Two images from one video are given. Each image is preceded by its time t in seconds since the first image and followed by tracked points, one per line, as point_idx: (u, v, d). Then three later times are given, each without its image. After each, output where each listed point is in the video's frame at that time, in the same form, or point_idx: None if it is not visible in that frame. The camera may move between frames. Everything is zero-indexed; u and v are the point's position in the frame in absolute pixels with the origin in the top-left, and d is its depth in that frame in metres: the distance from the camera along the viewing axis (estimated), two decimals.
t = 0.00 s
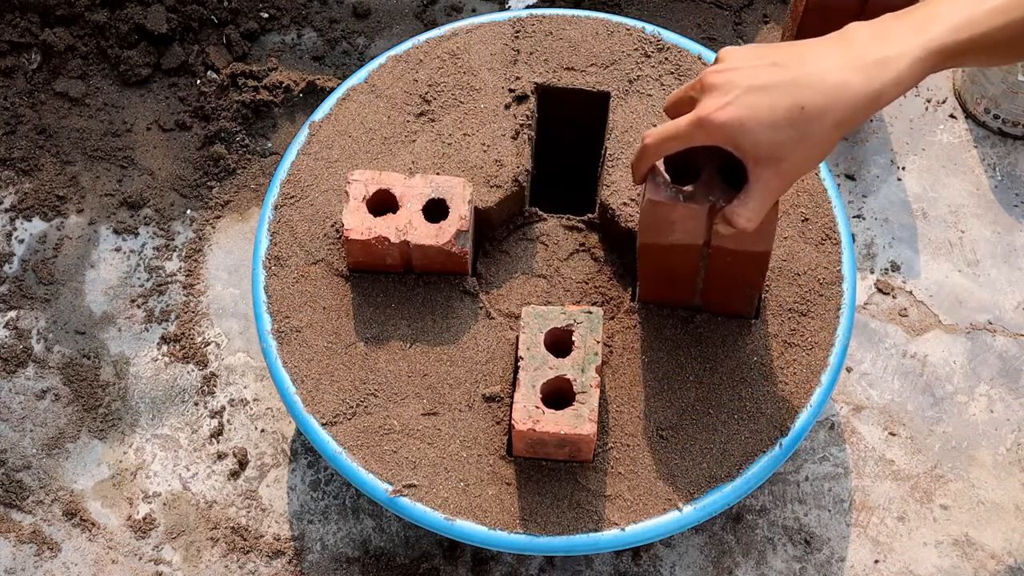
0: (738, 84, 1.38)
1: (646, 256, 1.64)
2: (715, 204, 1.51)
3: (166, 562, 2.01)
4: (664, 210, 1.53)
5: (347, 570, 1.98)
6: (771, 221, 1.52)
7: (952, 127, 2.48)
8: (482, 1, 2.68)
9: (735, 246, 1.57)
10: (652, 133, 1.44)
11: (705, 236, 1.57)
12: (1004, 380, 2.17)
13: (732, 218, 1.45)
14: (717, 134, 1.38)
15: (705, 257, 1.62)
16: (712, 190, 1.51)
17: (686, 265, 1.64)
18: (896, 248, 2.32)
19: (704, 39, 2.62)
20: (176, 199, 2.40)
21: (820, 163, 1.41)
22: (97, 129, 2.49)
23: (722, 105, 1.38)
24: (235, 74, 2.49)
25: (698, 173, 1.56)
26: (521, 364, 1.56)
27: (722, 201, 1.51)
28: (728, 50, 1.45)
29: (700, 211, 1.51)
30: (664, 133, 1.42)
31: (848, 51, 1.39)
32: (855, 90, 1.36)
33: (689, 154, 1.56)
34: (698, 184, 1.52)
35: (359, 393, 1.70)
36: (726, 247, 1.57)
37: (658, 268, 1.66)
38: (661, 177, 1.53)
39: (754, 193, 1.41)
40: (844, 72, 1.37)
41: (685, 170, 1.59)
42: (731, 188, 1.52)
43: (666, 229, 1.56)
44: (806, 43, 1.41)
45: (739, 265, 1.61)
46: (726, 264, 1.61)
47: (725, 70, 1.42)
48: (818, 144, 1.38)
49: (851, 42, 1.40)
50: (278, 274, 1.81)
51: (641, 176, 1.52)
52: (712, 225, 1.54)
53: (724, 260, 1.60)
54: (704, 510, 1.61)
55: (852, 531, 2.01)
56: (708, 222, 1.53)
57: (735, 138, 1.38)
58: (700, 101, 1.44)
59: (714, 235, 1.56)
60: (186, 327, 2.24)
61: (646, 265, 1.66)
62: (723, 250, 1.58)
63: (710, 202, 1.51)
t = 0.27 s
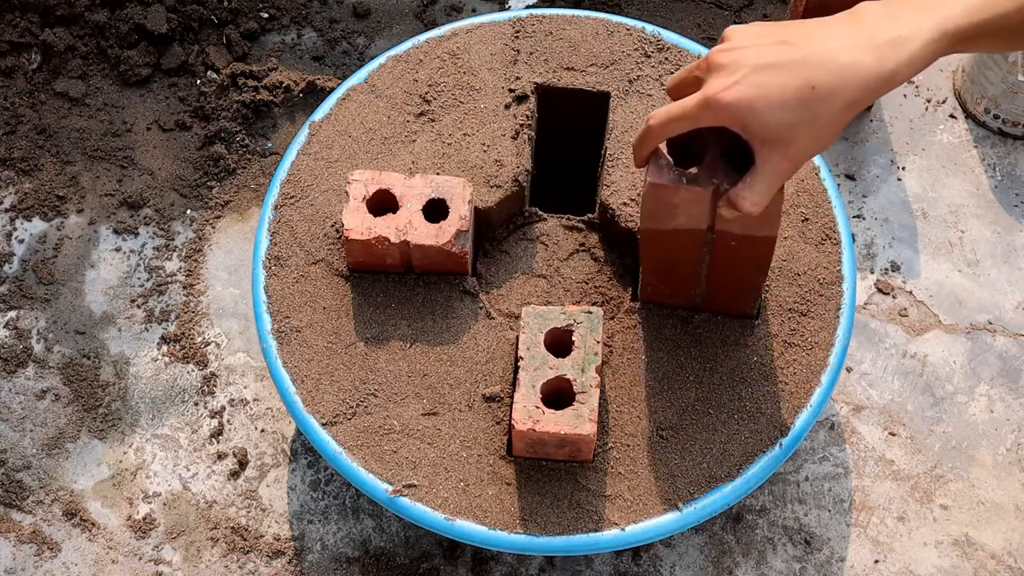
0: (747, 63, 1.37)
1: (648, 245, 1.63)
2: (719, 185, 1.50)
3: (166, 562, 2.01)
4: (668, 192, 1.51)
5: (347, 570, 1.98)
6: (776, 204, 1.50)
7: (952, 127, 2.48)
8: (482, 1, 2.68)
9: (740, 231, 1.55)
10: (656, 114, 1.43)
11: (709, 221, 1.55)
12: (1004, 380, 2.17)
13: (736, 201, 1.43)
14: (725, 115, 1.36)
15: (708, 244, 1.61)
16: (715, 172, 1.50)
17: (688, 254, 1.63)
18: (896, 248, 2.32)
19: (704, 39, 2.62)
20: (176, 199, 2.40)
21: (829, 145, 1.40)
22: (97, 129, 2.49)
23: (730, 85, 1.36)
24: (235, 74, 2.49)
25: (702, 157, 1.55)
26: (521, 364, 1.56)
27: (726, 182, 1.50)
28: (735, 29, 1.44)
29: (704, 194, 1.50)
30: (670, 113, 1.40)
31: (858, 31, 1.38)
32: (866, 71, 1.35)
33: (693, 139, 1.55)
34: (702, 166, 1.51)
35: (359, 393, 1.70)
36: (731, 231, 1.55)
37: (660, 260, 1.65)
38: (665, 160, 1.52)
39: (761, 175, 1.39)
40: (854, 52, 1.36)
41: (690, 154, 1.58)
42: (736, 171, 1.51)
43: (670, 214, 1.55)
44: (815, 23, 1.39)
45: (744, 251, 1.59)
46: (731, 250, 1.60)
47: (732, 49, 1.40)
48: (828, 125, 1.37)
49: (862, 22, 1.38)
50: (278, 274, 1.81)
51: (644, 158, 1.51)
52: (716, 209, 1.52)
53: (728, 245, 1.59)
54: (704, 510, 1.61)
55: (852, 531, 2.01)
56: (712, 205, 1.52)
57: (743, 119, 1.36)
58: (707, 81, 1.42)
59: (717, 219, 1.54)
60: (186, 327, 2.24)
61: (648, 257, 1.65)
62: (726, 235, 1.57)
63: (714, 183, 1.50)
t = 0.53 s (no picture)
0: (756, 75, 1.36)
1: (653, 249, 1.62)
2: (727, 196, 1.48)
3: (166, 562, 2.01)
4: (675, 202, 1.49)
5: (347, 570, 1.98)
6: (785, 215, 1.49)
7: (952, 127, 2.48)
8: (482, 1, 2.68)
9: (746, 239, 1.54)
10: (666, 124, 1.40)
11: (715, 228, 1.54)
12: (1003, 380, 2.17)
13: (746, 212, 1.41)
14: (735, 126, 1.35)
15: (713, 249, 1.60)
16: (723, 182, 1.48)
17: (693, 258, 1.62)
18: (896, 248, 2.32)
19: (704, 39, 2.62)
20: (176, 199, 2.40)
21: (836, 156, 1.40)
22: (97, 129, 2.49)
23: (738, 96, 1.36)
24: (235, 74, 2.49)
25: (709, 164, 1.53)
26: (521, 364, 1.56)
27: (733, 193, 1.47)
28: (743, 41, 1.43)
29: (712, 204, 1.48)
30: (679, 124, 1.38)
31: (865, 44, 1.38)
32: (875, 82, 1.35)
33: (701, 145, 1.53)
34: (710, 176, 1.49)
35: (359, 393, 1.70)
36: (738, 240, 1.55)
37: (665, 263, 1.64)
38: (672, 169, 1.50)
39: (769, 186, 1.38)
40: (862, 63, 1.36)
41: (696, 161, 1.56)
42: (743, 181, 1.49)
43: (676, 222, 1.54)
44: (821, 35, 1.40)
45: (751, 257, 1.59)
46: (736, 258, 1.60)
47: (740, 61, 1.39)
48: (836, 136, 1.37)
49: (868, 35, 1.39)
50: (278, 274, 1.81)
51: (651, 166, 1.48)
52: (723, 218, 1.51)
53: (734, 252, 1.59)
54: (704, 510, 1.61)
55: (852, 530, 2.01)
56: (719, 215, 1.51)
57: (751, 130, 1.36)
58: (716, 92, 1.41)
59: (724, 227, 1.53)
60: (186, 327, 2.24)
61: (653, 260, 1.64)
62: (733, 243, 1.56)
63: (721, 194, 1.47)
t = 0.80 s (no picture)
0: (756, 76, 1.36)
1: (652, 250, 1.61)
2: (725, 197, 1.47)
3: (166, 562, 2.01)
4: (674, 203, 1.49)
5: (347, 570, 1.98)
6: (783, 216, 1.49)
7: (952, 127, 2.48)
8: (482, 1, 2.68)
9: (745, 240, 1.54)
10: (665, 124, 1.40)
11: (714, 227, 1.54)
12: (1003, 380, 2.17)
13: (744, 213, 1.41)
14: (735, 127, 1.35)
15: (712, 249, 1.59)
16: (722, 183, 1.48)
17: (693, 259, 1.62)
18: (896, 248, 2.32)
19: (704, 39, 2.62)
20: (176, 199, 2.40)
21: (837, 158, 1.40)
22: (97, 129, 2.49)
23: (738, 97, 1.35)
24: (235, 74, 2.49)
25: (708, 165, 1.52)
26: (521, 364, 1.56)
27: (732, 194, 1.47)
28: (743, 40, 1.43)
29: (711, 205, 1.48)
30: (679, 123, 1.38)
31: (867, 44, 1.38)
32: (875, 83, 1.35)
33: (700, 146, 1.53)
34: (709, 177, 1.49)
35: (359, 393, 1.70)
36: (736, 240, 1.55)
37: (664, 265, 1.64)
38: (671, 170, 1.49)
39: (769, 187, 1.38)
40: (863, 64, 1.36)
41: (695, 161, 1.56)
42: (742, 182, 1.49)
43: (675, 222, 1.53)
44: (822, 35, 1.40)
45: (750, 258, 1.59)
46: (735, 258, 1.60)
47: (740, 61, 1.39)
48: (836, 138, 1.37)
49: (870, 36, 1.39)
50: (278, 274, 1.81)
51: (650, 166, 1.48)
52: (722, 219, 1.51)
53: (733, 253, 1.58)
54: (704, 510, 1.61)
55: (852, 530, 2.01)
56: (718, 215, 1.50)
57: (751, 131, 1.36)
58: (715, 92, 1.41)
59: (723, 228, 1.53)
60: (186, 327, 2.24)
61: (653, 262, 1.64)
62: (731, 243, 1.56)
63: (720, 195, 1.47)
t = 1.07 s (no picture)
0: (758, 62, 1.34)
1: (653, 239, 1.60)
2: (727, 184, 1.46)
3: (166, 562, 2.01)
4: (675, 191, 1.47)
5: (347, 570, 1.98)
6: (786, 204, 1.47)
7: (952, 127, 2.48)
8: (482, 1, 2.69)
9: (747, 229, 1.53)
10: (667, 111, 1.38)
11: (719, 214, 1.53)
12: (1003, 380, 2.17)
13: (747, 201, 1.39)
14: (737, 114, 1.34)
15: (713, 238, 1.58)
16: (724, 171, 1.46)
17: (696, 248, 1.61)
18: (896, 248, 2.32)
19: (704, 39, 2.62)
20: (176, 199, 2.40)
21: (838, 146, 1.39)
22: (97, 129, 2.49)
23: (742, 83, 1.33)
24: (235, 74, 2.49)
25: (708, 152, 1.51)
26: (521, 364, 1.56)
27: (734, 182, 1.46)
28: (745, 26, 1.41)
29: (713, 193, 1.46)
30: (679, 109, 1.37)
31: (871, 30, 1.37)
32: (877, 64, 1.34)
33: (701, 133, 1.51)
34: (711, 165, 1.47)
35: (359, 393, 1.70)
36: (738, 229, 1.53)
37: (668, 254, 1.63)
38: (672, 157, 1.48)
39: (771, 176, 1.37)
40: (869, 51, 1.35)
41: (696, 149, 1.54)
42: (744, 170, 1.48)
43: (676, 211, 1.52)
44: (827, 21, 1.38)
45: (752, 247, 1.58)
46: (737, 248, 1.58)
47: (744, 47, 1.37)
48: (838, 126, 1.36)
49: (874, 22, 1.39)
50: (278, 274, 1.81)
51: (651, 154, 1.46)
52: (724, 207, 1.49)
53: (735, 242, 1.57)
54: (705, 509, 1.61)
55: (852, 531, 2.01)
56: (720, 203, 1.49)
57: (754, 119, 1.34)
58: (717, 78, 1.39)
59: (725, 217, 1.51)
60: (186, 327, 2.24)
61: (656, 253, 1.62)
62: (733, 232, 1.55)
63: (722, 183, 1.46)
